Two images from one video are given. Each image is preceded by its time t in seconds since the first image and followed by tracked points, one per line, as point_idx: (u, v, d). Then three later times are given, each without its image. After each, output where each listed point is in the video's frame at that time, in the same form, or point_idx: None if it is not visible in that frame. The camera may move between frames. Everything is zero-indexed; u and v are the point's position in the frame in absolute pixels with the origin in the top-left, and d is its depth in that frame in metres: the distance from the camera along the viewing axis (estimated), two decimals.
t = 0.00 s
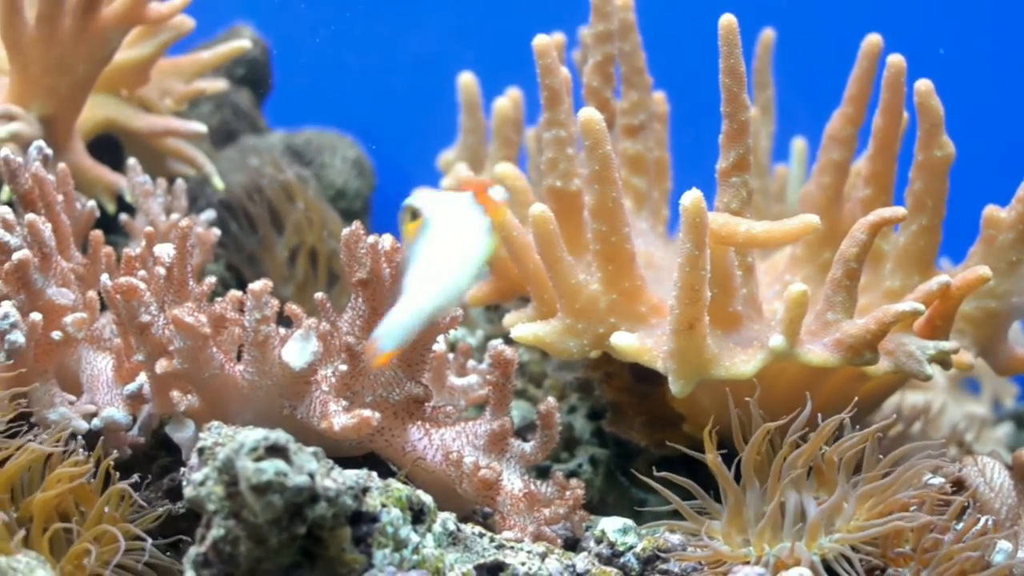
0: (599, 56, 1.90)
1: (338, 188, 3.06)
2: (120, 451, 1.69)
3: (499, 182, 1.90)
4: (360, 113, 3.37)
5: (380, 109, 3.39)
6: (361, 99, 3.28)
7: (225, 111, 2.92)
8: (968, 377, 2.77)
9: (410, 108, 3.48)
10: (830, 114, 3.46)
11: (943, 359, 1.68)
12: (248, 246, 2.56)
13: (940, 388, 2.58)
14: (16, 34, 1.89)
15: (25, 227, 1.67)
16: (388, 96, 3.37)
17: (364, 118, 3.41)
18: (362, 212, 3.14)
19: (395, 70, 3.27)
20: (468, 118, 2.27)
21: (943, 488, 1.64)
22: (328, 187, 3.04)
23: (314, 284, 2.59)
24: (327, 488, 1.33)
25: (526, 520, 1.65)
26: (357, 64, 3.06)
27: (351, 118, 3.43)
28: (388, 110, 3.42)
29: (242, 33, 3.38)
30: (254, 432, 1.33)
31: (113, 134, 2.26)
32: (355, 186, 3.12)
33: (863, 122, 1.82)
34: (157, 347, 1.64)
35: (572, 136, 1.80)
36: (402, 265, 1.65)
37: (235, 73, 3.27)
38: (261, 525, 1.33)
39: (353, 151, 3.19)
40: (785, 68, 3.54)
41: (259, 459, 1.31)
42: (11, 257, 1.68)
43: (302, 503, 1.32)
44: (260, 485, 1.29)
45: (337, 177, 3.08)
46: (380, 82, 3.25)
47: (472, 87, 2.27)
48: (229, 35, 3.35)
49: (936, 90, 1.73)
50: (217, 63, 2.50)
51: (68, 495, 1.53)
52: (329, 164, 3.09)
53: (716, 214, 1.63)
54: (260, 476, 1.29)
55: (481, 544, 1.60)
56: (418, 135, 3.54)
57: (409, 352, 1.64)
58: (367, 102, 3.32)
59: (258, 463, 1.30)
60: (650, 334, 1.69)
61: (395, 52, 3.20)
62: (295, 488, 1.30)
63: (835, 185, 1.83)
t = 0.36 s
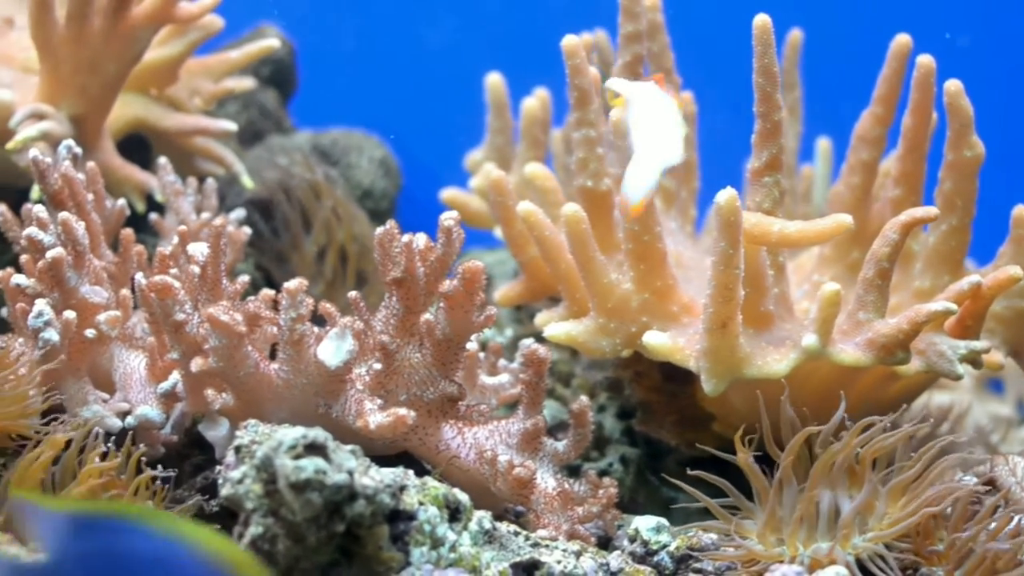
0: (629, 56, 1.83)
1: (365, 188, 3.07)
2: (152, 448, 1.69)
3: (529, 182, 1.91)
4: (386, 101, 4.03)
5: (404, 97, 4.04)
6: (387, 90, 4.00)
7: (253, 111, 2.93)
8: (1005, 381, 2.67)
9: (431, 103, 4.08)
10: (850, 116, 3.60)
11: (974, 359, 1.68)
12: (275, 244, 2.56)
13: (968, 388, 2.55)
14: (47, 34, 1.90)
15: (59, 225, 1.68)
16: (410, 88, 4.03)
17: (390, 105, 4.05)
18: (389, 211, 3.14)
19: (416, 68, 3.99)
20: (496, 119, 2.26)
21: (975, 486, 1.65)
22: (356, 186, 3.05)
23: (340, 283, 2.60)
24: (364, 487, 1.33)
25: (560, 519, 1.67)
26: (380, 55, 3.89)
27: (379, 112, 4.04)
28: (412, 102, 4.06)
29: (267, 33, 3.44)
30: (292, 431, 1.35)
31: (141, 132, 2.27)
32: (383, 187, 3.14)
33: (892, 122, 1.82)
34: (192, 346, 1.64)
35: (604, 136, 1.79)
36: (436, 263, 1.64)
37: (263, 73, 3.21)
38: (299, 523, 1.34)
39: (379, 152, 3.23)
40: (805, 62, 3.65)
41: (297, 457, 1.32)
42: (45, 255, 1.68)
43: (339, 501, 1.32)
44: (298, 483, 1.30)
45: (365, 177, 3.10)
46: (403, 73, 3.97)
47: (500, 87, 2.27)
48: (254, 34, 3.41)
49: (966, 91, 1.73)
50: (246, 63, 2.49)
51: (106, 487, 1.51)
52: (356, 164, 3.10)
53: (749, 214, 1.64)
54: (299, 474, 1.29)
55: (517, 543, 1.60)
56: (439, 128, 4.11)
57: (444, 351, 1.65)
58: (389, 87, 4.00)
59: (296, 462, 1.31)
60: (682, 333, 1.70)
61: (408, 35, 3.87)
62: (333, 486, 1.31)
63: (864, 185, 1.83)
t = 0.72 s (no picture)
0: (659, 56, 1.86)
1: (391, 186, 3.06)
2: (186, 447, 1.71)
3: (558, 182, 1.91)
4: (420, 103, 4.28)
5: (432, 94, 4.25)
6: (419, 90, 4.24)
7: (278, 110, 2.94)
8: None
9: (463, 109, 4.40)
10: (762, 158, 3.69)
11: (1005, 358, 1.69)
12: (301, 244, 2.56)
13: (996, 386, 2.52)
14: (76, 33, 1.92)
15: (92, 224, 1.68)
16: (439, 92, 4.27)
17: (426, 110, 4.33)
18: (415, 209, 3.14)
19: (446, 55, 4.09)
20: (524, 117, 2.28)
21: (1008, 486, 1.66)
22: (383, 184, 3.04)
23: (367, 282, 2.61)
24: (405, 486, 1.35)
25: (594, 517, 1.68)
26: (401, 34, 3.80)
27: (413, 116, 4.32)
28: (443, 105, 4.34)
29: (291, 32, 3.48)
30: (330, 431, 1.36)
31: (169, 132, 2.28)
32: (409, 185, 3.12)
33: (921, 122, 1.83)
34: (225, 345, 1.64)
35: (634, 135, 1.81)
36: (470, 263, 1.65)
37: (288, 73, 3.18)
38: (339, 522, 1.36)
39: (406, 150, 3.21)
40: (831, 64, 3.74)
41: (337, 457, 1.34)
42: (78, 255, 1.69)
43: (379, 501, 1.35)
44: (337, 483, 1.32)
45: (392, 176, 3.09)
46: (433, 66, 4.10)
47: (528, 86, 2.28)
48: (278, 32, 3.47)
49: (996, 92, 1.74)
50: (275, 62, 2.48)
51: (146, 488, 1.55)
52: (382, 163, 3.09)
53: (782, 214, 1.64)
54: (338, 474, 1.32)
55: (552, 542, 1.60)
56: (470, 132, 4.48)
57: (478, 350, 1.65)
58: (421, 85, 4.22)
59: (336, 461, 1.33)
60: (714, 332, 1.71)
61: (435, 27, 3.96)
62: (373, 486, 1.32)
63: (893, 185, 1.84)
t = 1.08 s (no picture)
0: (688, 56, 1.86)
1: (417, 186, 3.04)
2: (220, 446, 1.71)
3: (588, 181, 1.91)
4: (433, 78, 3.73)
5: (455, 89, 3.80)
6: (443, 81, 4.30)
7: (304, 110, 2.97)
8: None
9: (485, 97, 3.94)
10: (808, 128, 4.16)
11: None
12: (328, 243, 2.61)
13: None
14: (107, 31, 1.93)
15: (125, 222, 1.67)
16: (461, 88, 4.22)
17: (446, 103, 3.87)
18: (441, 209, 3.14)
19: (468, 43, 3.70)
20: (552, 116, 2.32)
21: None
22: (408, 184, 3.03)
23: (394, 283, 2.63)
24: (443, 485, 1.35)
25: (628, 516, 1.68)
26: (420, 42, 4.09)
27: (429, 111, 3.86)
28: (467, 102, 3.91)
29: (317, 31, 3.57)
30: (369, 429, 1.34)
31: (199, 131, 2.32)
32: (435, 185, 3.10)
33: (951, 122, 1.84)
34: (260, 344, 1.65)
35: (666, 135, 1.82)
36: (504, 262, 1.65)
37: (315, 73, 3.26)
38: (378, 520, 1.36)
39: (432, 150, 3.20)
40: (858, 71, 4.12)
41: (377, 456, 1.33)
42: (112, 253, 1.68)
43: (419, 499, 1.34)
44: (378, 480, 1.31)
45: (417, 176, 3.08)
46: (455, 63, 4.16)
47: (556, 86, 2.33)
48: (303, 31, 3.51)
49: None
50: (304, 62, 2.49)
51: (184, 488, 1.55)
52: (408, 163, 3.09)
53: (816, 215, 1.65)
54: (379, 471, 1.31)
55: (588, 540, 1.60)
56: (502, 129, 4.14)
57: (512, 349, 1.65)
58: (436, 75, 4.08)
59: (377, 460, 1.32)
60: (746, 332, 1.71)
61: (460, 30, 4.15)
62: (413, 484, 1.32)
63: (923, 186, 1.86)
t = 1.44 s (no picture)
0: (722, 56, 1.86)
1: (443, 186, 3.26)
2: (252, 445, 1.71)
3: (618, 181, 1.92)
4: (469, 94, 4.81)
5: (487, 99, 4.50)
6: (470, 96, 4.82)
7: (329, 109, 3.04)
8: None
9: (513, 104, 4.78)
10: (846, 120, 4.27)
11: None
12: (358, 242, 2.59)
13: None
14: (137, 31, 1.95)
15: (159, 221, 1.67)
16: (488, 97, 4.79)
17: (474, 105, 4.85)
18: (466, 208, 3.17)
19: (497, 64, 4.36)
20: (578, 116, 2.34)
21: None
22: (435, 182, 3.24)
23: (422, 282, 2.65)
24: (483, 484, 1.33)
25: (662, 516, 1.68)
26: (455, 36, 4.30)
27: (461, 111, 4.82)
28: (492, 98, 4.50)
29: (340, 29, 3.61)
30: (410, 427, 1.32)
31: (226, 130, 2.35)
32: (459, 185, 3.32)
33: (981, 124, 1.85)
34: (295, 343, 1.64)
35: (699, 136, 1.84)
36: (538, 261, 1.65)
37: (338, 73, 3.29)
38: (418, 518, 1.34)
39: (456, 150, 3.42)
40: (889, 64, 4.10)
41: (417, 455, 1.31)
42: (146, 252, 1.68)
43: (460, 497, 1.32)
44: (418, 480, 1.29)
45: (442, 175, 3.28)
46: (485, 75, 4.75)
47: (583, 85, 2.35)
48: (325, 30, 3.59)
49: None
50: (331, 62, 2.55)
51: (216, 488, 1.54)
52: (433, 163, 3.29)
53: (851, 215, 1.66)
54: (419, 471, 1.28)
55: (623, 539, 1.60)
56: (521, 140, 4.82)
57: (547, 349, 1.65)
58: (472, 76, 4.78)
59: (416, 459, 1.30)
60: (780, 331, 1.72)
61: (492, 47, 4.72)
62: (454, 483, 1.30)
63: (953, 187, 1.87)
